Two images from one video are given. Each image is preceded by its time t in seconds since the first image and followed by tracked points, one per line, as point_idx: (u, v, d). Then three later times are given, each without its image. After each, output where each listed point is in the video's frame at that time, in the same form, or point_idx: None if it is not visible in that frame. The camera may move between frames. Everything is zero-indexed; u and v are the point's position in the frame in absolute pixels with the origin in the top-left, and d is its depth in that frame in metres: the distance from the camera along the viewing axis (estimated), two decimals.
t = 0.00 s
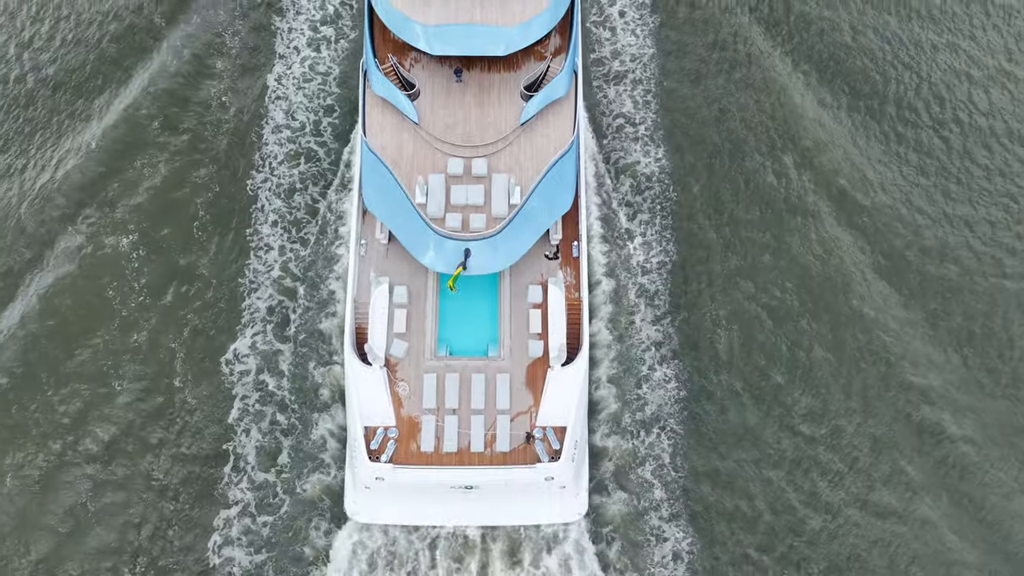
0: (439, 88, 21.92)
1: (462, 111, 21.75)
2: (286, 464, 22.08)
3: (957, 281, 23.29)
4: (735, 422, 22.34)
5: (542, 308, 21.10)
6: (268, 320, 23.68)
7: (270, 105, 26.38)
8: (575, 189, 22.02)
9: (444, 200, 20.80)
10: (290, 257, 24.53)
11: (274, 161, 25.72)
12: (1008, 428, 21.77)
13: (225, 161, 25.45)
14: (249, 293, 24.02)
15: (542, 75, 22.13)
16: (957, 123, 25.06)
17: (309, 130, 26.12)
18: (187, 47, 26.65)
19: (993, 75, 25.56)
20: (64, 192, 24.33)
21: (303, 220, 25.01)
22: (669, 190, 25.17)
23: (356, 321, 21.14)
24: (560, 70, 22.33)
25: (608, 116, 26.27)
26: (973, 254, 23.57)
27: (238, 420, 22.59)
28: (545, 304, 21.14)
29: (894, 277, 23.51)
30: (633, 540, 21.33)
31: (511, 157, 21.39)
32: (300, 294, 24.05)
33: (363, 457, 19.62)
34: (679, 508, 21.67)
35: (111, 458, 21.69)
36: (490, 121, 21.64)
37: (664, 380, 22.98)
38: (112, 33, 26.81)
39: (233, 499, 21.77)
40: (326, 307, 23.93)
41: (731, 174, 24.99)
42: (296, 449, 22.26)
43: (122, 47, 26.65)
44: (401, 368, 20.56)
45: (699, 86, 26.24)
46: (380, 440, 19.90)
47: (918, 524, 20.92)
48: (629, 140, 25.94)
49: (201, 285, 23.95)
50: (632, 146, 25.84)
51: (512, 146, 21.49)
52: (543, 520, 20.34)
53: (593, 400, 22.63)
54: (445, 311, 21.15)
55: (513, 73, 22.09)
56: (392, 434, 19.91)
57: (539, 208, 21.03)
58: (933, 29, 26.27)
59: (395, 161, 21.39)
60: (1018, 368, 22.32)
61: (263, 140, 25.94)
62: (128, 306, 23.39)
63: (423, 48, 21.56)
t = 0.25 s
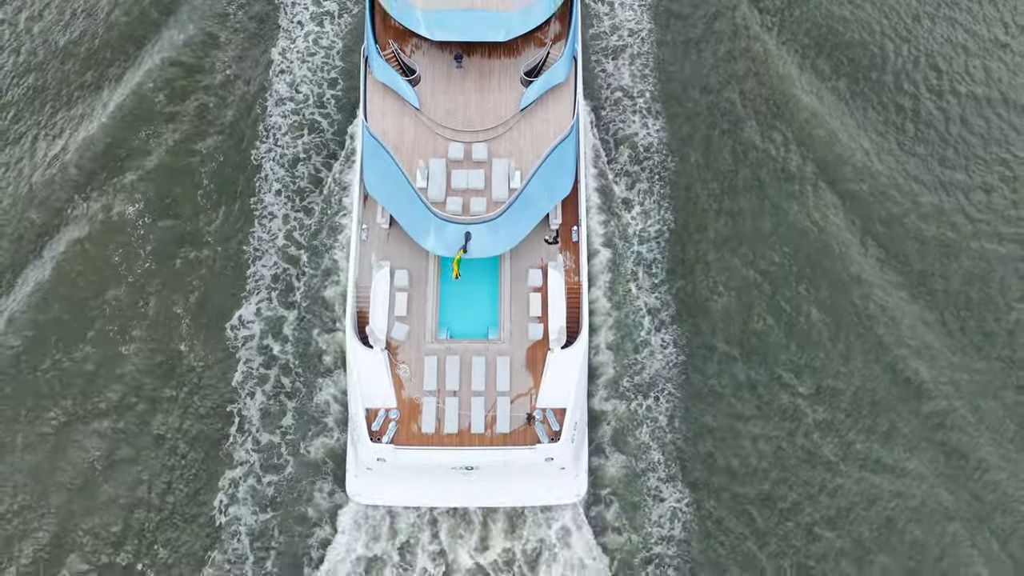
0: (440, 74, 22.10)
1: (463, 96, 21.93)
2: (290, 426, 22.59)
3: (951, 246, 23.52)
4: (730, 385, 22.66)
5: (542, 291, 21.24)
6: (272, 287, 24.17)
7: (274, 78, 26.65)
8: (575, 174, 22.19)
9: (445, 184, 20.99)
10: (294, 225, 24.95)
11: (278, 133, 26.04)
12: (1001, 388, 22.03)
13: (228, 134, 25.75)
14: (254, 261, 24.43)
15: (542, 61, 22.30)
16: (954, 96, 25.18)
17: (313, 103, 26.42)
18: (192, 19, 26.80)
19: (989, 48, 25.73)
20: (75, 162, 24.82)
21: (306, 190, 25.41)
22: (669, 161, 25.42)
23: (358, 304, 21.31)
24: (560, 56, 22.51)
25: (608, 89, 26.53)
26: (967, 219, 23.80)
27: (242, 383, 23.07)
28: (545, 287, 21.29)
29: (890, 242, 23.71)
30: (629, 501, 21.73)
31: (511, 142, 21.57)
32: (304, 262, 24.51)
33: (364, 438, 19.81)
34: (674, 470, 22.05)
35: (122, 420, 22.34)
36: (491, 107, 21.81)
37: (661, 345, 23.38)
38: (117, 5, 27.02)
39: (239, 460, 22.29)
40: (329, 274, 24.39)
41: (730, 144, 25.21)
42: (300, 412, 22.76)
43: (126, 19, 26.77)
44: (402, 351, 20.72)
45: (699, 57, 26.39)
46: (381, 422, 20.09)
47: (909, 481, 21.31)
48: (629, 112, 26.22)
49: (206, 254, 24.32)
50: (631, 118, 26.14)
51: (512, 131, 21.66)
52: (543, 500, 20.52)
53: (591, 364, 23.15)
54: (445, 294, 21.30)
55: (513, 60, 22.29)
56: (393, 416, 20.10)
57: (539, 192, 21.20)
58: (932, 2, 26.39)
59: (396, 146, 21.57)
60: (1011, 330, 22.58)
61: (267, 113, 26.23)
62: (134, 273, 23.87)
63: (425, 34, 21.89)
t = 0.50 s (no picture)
0: (440, 60, 22.27)
1: (463, 82, 22.09)
2: (294, 389, 22.84)
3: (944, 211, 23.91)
4: (726, 347, 23.05)
5: (542, 275, 21.42)
6: (277, 255, 24.69)
7: (279, 53, 27.61)
8: (575, 160, 22.37)
9: (445, 168, 21.17)
10: (298, 194, 25.59)
11: (282, 105, 26.87)
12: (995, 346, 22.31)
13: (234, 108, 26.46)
14: (258, 230, 24.99)
15: (542, 47, 22.47)
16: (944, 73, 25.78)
17: (316, 77, 27.34)
18: None
19: (978, 27, 26.37)
20: (84, 130, 25.27)
21: (309, 159, 26.13)
22: (663, 132, 26.26)
23: (359, 288, 21.46)
24: (560, 42, 22.68)
25: (604, 66, 27.44)
26: (958, 186, 24.27)
27: (246, 348, 23.44)
28: (545, 271, 21.45)
29: (884, 209, 24.12)
30: (627, 463, 21.98)
31: (511, 127, 21.73)
32: (307, 230, 25.10)
33: (365, 419, 19.96)
34: (672, 432, 22.35)
35: (127, 379, 22.48)
36: (491, 92, 21.97)
37: (659, 310, 23.81)
38: None
39: (244, 422, 22.52)
40: (332, 241, 24.94)
41: (722, 116, 26.02)
42: (304, 376, 23.01)
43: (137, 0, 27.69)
44: (404, 334, 20.90)
45: (691, 31, 27.44)
46: (382, 403, 20.25)
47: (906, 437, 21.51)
48: (624, 87, 27.07)
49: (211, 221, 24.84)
50: (626, 92, 26.98)
51: (512, 116, 21.83)
52: (543, 482, 20.61)
53: (590, 330, 23.50)
54: (446, 278, 21.50)
55: (513, 46, 22.45)
56: (394, 397, 20.26)
57: (539, 176, 21.39)
58: None
59: (397, 131, 21.73)
60: (1003, 291, 22.89)
61: (271, 86, 27.07)
62: (140, 238, 24.12)
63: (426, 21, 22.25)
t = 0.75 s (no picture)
0: (441, 47, 22.47)
1: (464, 68, 22.27)
2: (299, 353, 23.18)
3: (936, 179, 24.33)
4: (724, 313, 23.34)
5: (542, 259, 21.59)
6: (281, 225, 24.92)
7: (282, 27, 27.51)
8: (574, 145, 22.54)
9: (446, 152, 21.39)
10: (301, 165, 25.69)
11: (285, 78, 26.85)
12: (985, 309, 22.80)
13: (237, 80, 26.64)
14: (261, 199, 25.21)
15: (542, 34, 22.66)
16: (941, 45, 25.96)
17: (320, 50, 27.27)
18: None
19: None
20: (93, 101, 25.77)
21: (313, 130, 26.22)
22: (663, 104, 26.32)
23: (360, 272, 21.63)
24: (559, 29, 22.88)
25: (605, 39, 27.38)
26: (952, 155, 24.61)
27: (250, 314, 23.71)
28: (545, 255, 21.63)
29: (880, 178, 24.44)
30: (627, 426, 22.36)
31: (511, 113, 21.91)
32: (311, 200, 25.25)
33: (367, 400, 20.15)
34: (670, 395, 22.66)
35: (135, 344, 23.07)
36: (491, 78, 22.16)
37: (658, 278, 24.08)
38: None
39: (249, 385, 22.86)
40: (334, 210, 25.09)
41: (721, 87, 26.15)
42: (308, 341, 23.36)
43: None
44: (405, 317, 21.05)
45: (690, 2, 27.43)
46: (383, 385, 20.42)
47: (899, 397, 21.97)
48: (626, 58, 27.03)
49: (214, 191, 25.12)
50: (627, 65, 26.94)
51: (512, 102, 22.00)
52: (543, 464, 20.89)
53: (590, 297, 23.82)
54: (447, 262, 21.68)
55: (513, 33, 22.66)
56: (395, 379, 20.44)
57: (539, 161, 21.54)
58: None
59: (398, 117, 21.93)
60: (993, 257, 23.40)
61: (275, 61, 27.04)
62: (146, 208, 24.58)
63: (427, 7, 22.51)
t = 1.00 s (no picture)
0: (441, 34, 22.69)
1: (464, 54, 22.47)
2: (302, 319, 23.53)
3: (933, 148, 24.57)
4: (723, 281, 23.54)
5: (542, 244, 21.76)
6: (285, 194, 25.30)
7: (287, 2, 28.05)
8: (574, 131, 22.73)
9: (446, 137, 21.57)
10: (304, 136, 26.09)
11: (290, 52, 27.27)
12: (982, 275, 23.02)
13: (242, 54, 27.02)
14: (264, 167, 25.58)
15: (542, 20, 22.86)
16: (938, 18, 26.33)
17: (324, 24, 27.81)
18: None
19: None
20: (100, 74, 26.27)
21: (316, 102, 26.65)
22: (661, 78, 26.72)
23: (362, 256, 21.82)
24: (559, 16, 23.09)
25: (603, 15, 27.83)
26: (948, 125, 24.90)
27: (255, 280, 24.05)
28: (545, 240, 21.80)
29: (879, 146, 24.65)
30: (626, 390, 22.64)
31: (512, 99, 22.09)
32: (315, 170, 25.69)
33: (369, 382, 20.35)
34: (669, 360, 22.94)
35: (142, 307, 23.26)
36: (492, 64, 22.35)
37: (657, 246, 24.36)
38: None
39: (253, 349, 23.18)
40: (337, 180, 25.57)
41: (719, 59, 26.48)
42: (311, 307, 23.72)
43: None
44: (406, 300, 21.23)
45: None
46: (385, 367, 20.63)
47: (896, 361, 22.17)
48: (624, 32, 27.49)
49: (218, 161, 25.40)
50: (625, 40, 27.39)
51: (513, 88, 22.17)
52: (544, 446, 21.05)
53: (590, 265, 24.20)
54: (447, 246, 21.85)
55: (513, 21, 22.86)
56: (396, 361, 20.63)
57: (539, 145, 21.71)
58: None
59: (399, 103, 22.12)
60: (990, 224, 23.58)
61: (280, 35, 27.49)
62: (150, 177, 24.82)
63: None
